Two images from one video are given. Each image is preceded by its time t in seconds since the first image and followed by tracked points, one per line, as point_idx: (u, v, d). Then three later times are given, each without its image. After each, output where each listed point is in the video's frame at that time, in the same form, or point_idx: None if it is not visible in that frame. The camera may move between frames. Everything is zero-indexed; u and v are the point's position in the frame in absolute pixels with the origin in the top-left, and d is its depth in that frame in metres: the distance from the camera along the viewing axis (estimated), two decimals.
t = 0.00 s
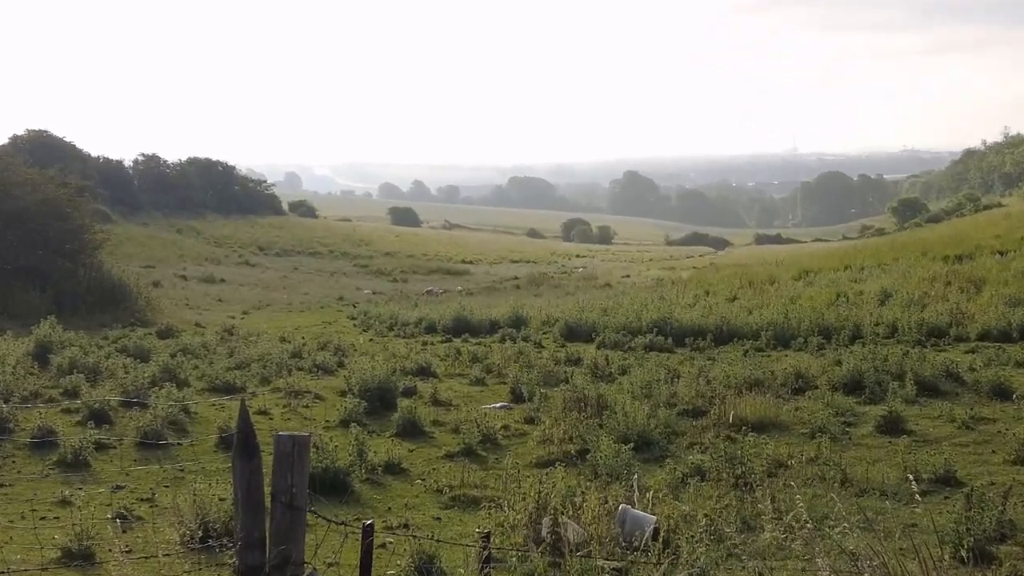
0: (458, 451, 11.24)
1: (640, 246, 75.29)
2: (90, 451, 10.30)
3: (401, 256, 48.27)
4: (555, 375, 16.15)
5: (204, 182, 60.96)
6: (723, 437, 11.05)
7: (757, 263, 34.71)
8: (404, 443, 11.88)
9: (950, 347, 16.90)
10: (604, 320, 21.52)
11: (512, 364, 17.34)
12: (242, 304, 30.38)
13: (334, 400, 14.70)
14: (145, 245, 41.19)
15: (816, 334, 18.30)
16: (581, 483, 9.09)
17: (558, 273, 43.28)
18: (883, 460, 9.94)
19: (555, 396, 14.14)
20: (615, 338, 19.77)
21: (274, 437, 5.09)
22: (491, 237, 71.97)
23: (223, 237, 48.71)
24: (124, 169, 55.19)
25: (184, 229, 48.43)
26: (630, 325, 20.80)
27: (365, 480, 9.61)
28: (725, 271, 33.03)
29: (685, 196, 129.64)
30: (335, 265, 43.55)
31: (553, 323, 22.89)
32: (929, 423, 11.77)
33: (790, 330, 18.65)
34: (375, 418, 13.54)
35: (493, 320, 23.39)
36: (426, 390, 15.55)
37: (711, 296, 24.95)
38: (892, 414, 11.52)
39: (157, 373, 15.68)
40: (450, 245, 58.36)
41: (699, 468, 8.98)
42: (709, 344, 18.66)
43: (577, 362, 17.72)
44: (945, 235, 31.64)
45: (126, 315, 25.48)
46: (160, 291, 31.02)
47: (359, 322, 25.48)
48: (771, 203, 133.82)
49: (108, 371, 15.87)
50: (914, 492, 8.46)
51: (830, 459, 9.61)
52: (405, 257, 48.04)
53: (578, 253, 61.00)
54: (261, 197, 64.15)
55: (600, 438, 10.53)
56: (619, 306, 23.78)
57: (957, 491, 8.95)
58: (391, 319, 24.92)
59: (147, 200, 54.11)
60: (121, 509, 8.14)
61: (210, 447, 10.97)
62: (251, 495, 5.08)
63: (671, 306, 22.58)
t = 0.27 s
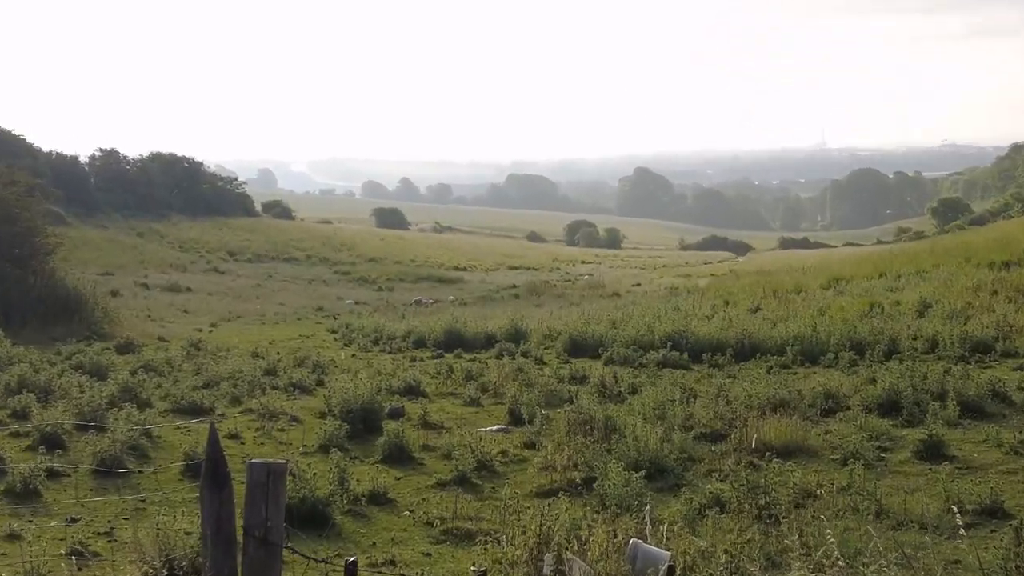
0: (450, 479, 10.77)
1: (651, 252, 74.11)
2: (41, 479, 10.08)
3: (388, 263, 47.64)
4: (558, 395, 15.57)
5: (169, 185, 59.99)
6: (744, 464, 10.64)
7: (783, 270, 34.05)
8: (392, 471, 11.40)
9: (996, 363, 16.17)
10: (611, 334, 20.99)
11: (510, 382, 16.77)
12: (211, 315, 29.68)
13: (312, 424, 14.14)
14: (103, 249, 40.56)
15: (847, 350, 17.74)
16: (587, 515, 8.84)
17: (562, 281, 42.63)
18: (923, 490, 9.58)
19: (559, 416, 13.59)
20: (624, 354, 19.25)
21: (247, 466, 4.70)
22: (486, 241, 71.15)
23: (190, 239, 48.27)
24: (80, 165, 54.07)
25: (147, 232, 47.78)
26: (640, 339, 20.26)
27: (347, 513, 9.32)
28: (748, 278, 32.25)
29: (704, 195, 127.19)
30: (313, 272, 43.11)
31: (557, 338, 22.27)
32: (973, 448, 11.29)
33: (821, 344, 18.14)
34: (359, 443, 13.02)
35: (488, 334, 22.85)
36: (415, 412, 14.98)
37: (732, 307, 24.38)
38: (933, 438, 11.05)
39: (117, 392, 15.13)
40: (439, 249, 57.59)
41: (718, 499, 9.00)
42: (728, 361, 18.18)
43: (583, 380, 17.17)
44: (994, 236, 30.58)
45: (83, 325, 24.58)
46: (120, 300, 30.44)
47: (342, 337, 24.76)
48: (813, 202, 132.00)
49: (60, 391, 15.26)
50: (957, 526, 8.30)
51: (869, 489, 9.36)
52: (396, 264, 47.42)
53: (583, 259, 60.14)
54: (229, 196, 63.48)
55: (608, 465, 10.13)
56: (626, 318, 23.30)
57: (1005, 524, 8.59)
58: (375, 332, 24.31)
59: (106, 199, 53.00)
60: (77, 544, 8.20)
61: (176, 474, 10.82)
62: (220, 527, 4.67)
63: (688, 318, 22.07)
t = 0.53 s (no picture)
0: (442, 510, 10.51)
1: (662, 258, 73.24)
2: None
3: (373, 271, 47.04)
4: (561, 418, 15.11)
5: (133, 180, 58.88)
6: (767, 493, 10.41)
7: (812, 279, 33.73)
8: (379, 500, 11.14)
9: None
10: (618, 350, 20.52)
11: (508, 404, 16.25)
12: (177, 329, 28.85)
13: (289, 449, 13.78)
14: (58, 258, 39.96)
15: (879, 367, 17.39)
16: (592, 550, 8.92)
17: (567, 292, 42.10)
18: (965, 522, 9.45)
19: (563, 439, 13.23)
20: (634, 371, 18.83)
21: (223, 495, 4.59)
22: (481, 246, 70.37)
23: (151, 245, 47.68)
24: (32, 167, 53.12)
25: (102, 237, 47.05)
26: (652, 356, 19.80)
27: (327, 546, 9.27)
28: (776, 287, 31.67)
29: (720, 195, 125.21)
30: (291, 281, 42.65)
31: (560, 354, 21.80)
32: (1015, 475, 11.07)
33: (851, 361, 17.83)
34: (341, 469, 12.66)
35: (483, 349, 22.35)
36: (403, 435, 14.55)
37: (753, 319, 23.92)
38: (975, 464, 10.85)
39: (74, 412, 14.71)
40: (429, 255, 57.04)
41: (738, 531, 9.11)
42: (750, 379, 17.80)
43: (588, 401, 16.74)
44: None
45: (37, 339, 23.25)
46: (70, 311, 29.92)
47: (321, 353, 24.10)
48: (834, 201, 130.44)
49: (14, 412, 14.84)
50: (1000, 560, 8.26)
51: (906, 520, 9.26)
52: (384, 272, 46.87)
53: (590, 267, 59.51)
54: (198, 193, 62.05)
55: (617, 496, 9.86)
56: (635, 331, 22.87)
57: None
58: (359, 348, 23.70)
59: (64, 200, 51.61)
60: None
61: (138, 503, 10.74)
62: (192, 564, 4.55)
63: (704, 332, 21.63)
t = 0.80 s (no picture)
0: (433, 543, 10.39)
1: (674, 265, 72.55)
2: None
3: (355, 280, 46.72)
4: (565, 441, 14.82)
5: (91, 182, 57.89)
6: (792, 526, 10.28)
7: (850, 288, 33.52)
8: (365, 532, 10.97)
9: None
10: (628, 367, 20.09)
11: (506, 426, 15.82)
12: (142, 343, 27.96)
13: (265, 475, 13.53)
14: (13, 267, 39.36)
15: (915, 387, 17.04)
16: None
17: (570, 303, 41.66)
18: (1006, 556, 9.52)
19: (567, 465, 12.99)
20: (644, 391, 18.39)
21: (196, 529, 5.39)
22: (473, 252, 69.67)
23: (111, 249, 46.85)
24: None
25: (54, 243, 46.17)
26: (665, 373, 19.38)
27: None
28: (805, 298, 31.05)
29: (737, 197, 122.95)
30: (264, 290, 42.28)
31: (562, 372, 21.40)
32: None
33: (884, 379, 17.49)
34: (320, 498, 12.42)
35: (478, 365, 21.91)
36: (389, 460, 14.23)
37: (774, 332, 23.49)
38: (1019, 495, 10.73)
39: (30, 435, 14.37)
40: (417, 261, 56.66)
41: (760, 565, 8.92)
42: (772, 400, 17.48)
43: (593, 423, 16.39)
44: None
45: None
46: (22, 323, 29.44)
47: (299, 370, 23.55)
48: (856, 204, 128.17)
49: None
50: None
51: (943, 554, 9.26)
52: (370, 281, 46.49)
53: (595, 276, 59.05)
54: (164, 192, 61.15)
55: (626, 529, 9.62)
56: (646, 345, 22.47)
57: None
58: (342, 365, 23.15)
59: (13, 201, 51.46)
60: None
61: (97, 537, 10.66)
62: None
63: (723, 346, 21.26)
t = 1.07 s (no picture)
0: None
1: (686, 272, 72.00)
2: None
3: (334, 288, 46.49)
4: (569, 468, 14.55)
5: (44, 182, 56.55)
6: (821, 562, 10.30)
7: (884, 296, 33.20)
8: (349, 569, 10.73)
9: None
10: (639, 385, 19.72)
11: (504, 451, 15.41)
12: (98, 358, 27.20)
13: (235, 505, 13.26)
14: None
15: (957, 407, 17.01)
16: None
17: (573, 313, 41.28)
18: None
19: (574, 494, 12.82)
20: (657, 411, 18.04)
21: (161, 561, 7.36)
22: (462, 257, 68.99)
23: (65, 255, 45.76)
24: None
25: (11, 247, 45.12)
26: (680, 392, 19.01)
27: None
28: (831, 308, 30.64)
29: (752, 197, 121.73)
30: (235, 299, 41.74)
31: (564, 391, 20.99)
32: None
33: (922, 399, 17.42)
34: (296, 530, 12.18)
35: (472, 383, 21.45)
36: (372, 487, 13.94)
37: (802, 347, 23.06)
38: None
39: None
40: (405, 267, 56.16)
41: None
42: (799, 421, 17.29)
43: (600, 446, 16.09)
44: None
45: None
46: None
47: (273, 389, 23.01)
48: (890, 202, 126.43)
49: None
50: None
51: None
52: (352, 290, 46.20)
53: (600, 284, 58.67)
54: (122, 190, 60.18)
55: (637, 563, 9.41)
56: (657, 360, 22.05)
57: None
58: (321, 383, 22.63)
59: None
60: None
61: None
62: None
63: (745, 361, 20.96)
